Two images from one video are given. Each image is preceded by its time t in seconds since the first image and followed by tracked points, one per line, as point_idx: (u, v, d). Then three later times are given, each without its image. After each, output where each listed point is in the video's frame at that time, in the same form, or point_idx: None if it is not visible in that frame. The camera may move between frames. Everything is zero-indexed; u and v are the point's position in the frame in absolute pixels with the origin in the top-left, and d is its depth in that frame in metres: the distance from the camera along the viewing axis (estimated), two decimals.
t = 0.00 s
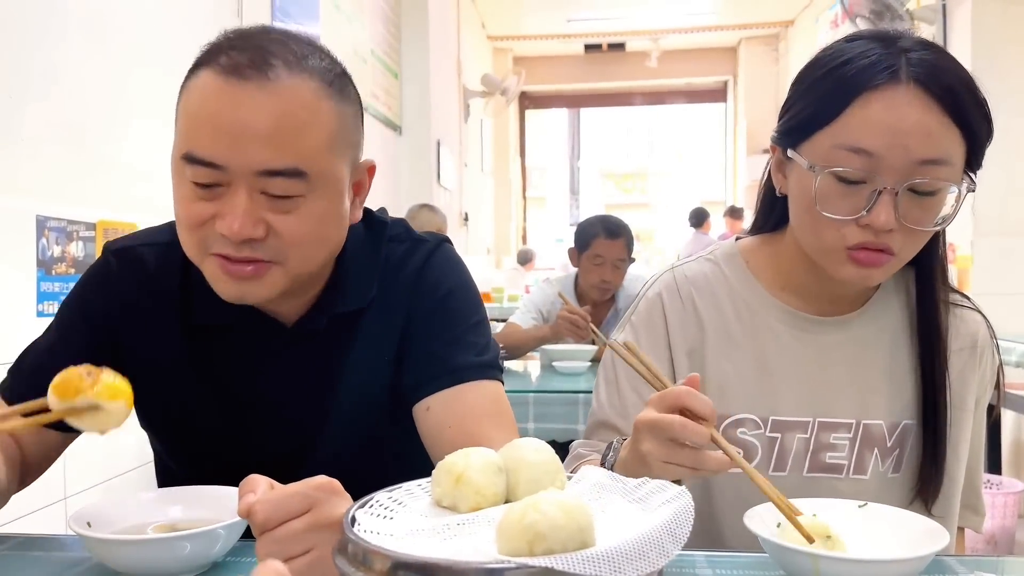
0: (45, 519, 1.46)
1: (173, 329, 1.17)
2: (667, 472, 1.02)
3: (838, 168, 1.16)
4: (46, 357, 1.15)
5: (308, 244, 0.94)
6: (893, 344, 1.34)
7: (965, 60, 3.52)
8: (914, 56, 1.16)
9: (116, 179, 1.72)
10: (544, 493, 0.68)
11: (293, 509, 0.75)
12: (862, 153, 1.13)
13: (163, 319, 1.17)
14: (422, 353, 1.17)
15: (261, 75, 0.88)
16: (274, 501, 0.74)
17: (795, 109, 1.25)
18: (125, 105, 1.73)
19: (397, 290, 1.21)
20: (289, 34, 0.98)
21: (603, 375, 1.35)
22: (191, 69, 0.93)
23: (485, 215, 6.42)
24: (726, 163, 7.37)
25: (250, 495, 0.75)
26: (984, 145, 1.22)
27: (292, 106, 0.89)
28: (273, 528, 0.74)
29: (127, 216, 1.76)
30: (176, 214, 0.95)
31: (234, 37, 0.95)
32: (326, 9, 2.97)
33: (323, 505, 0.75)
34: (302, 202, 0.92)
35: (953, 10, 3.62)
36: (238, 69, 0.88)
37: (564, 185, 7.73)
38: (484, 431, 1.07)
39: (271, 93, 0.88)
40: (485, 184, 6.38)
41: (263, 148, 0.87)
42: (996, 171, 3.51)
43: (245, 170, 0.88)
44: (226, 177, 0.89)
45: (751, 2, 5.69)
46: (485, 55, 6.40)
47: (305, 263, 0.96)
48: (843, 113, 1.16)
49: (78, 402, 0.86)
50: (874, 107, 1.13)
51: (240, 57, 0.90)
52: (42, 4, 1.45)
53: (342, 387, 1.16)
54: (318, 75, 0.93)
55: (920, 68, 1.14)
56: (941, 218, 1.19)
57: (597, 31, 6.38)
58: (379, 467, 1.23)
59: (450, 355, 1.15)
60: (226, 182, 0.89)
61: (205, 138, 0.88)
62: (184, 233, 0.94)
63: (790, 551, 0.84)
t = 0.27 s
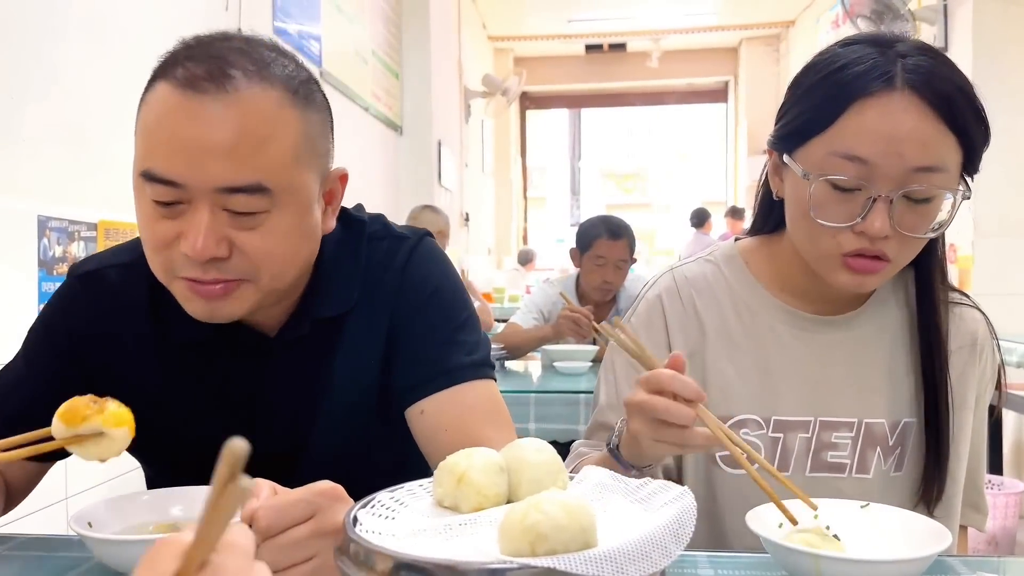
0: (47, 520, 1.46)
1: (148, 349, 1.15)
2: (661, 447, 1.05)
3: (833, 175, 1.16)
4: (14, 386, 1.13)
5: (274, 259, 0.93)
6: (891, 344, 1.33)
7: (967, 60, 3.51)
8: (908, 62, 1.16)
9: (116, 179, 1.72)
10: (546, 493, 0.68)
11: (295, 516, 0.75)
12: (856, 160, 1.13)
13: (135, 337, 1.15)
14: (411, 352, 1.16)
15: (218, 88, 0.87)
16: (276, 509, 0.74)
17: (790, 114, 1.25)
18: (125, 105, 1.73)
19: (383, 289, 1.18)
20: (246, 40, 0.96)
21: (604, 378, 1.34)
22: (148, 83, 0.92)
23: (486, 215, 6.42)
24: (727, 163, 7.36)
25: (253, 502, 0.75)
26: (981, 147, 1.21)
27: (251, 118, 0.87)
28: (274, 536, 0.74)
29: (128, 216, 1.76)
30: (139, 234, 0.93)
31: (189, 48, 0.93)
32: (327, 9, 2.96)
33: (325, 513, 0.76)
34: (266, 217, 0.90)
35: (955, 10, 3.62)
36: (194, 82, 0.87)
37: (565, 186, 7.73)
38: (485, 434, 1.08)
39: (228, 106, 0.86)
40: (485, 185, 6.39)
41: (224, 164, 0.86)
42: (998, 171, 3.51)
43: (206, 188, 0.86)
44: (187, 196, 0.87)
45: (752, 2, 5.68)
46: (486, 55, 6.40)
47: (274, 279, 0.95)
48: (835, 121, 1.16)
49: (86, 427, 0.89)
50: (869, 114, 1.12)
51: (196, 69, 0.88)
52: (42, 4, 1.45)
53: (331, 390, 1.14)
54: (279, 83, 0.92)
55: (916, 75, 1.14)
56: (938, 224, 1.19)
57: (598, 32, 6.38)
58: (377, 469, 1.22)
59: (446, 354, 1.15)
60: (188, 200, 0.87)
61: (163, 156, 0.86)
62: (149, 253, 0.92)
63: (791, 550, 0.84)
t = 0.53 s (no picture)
0: (47, 519, 1.46)
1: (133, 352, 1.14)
2: (676, 441, 1.05)
3: (832, 175, 1.16)
4: None
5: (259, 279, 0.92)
6: (890, 341, 1.33)
7: (968, 59, 3.51)
8: (907, 62, 1.16)
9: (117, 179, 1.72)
10: (547, 493, 0.68)
11: (292, 515, 0.74)
12: (855, 160, 1.13)
13: (123, 340, 1.14)
14: (406, 354, 1.15)
15: (215, 105, 0.86)
16: (273, 509, 0.74)
17: (790, 116, 1.24)
18: (126, 104, 1.73)
19: (376, 290, 1.17)
20: (246, 53, 0.96)
21: (608, 373, 1.34)
22: (140, 92, 0.91)
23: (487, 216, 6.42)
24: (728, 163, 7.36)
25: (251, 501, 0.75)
26: (977, 148, 1.21)
27: (245, 136, 0.87)
28: (273, 535, 0.74)
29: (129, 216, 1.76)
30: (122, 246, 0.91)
31: (187, 58, 0.93)
32: (328, 9, 2.96)
33: (321, 512, 0.75)
34: (254, 237, 0.89)
35: (957, 10, 3.61)
36: (190, 96, 0.86)
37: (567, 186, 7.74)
38: (485, 434, 1.08)
39: (223, 121, 0.86)
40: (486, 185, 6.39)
41: (214, 182, 0.85)
42: (999, 170, 3.51)
43: (194, 206, 0.85)
44: (173, 211, 0.86)
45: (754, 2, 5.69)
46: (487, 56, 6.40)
47: (258, 299, 0.94)
48: (834, 123, 1.16)
49: (115, 383, 0.88)
50: (868, 115, 1.12)
51: (193, 82, 0.88)
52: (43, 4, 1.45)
53: (326, 391, 1.14)
54: (276, 100, 0.91)
55: (913, 76, 1.14)
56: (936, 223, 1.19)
57: (599, 32, 6.38)
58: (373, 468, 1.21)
59: (441, 357, 1.13)
60: (174, 216, 0.86)
61: (151, 171, 0.85)
62: (133, 266, 0.91)
63: (793, 550, 0.84)
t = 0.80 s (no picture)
0: (49, 518, 1.46)
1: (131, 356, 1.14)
2: (698, 450, 1.05)
3: (833, 170, 1.15)
4: None
5: (255, 282, 0.91)
6: (893, 341, 1.33)
7: (970, 59, 3.50)
8: (906, 57, 1.16)
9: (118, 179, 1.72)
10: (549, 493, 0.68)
11: (290, 515, 0.74)
12: (856, 155, 1.13)
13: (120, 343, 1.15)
14: (408, 357, 1.15)
15: (222, 102, 0.86)
16: (272, 508, 0.74)
17: (791, 113, 1.24)
18: (127, 104, 1.73)
19: (378, 291, 1.17)
20: (256, 55, 0.96)
21: (617, 372, 1.34)
22: (147, 87, 0.91)
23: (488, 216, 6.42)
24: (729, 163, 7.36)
25: (249, 500, 0.74)
26: (978, 142, 1.21)
27: (250, 134, 0.86)
28: (270, 534, 0.73)
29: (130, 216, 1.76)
30: (121, 243, 0.91)
31: (195, 55, 0.93)
32: (329, 9, 2.96)
33: (319, 511, 0.75)
34: (253, 238, 0.89)
35: (959, 11, 3.61)
36: (195, 93, 0.86)
37: (568, 186, 7.73)
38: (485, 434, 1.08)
39: (228, 118, 0.86)
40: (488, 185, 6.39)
41: (217, 179, 0.84)
42: (1001, 170, 3.50)
43: (195, 204, 0.85)
44: (173, 209, 0.85)
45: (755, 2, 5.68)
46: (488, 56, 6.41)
47: (254, 303, 0.93)
48: (835, 117, 1.15)
49: (153, 330, 0.92)
50: (866, 110, 1.12)
51: (199, 79, 0.88)
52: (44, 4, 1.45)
53: (326, 397, 1.13)
54: (285, 102, 0.91)
55: (911, 70, 1.14)
56: (938, 215, 1.19)
57: (600, 32, 6.38)
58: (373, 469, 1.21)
59: (443, 360, 1.13)
60: (173, 213, 0.86)
61: (153, 166, 0.85)
62: (130, 263, 0.90)
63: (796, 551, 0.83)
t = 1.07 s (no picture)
0: (50, 519, 1.46)
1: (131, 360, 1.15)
2: (693, 451, 1.05)
3: (837, 166, 1.15)
4: None
5: (251, 288, 0.91)
6: (892, 341, 1.33)
7: (972, 59, 3.50)
8: (911, 56, 1.16)
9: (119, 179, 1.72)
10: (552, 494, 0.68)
11: (290, 516, 0.74)
12: (860, 151, 1.13)
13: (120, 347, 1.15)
14: (407, 357, 1.15)
15: (206, 109, 0.86)
16: (272, 508, 0.74)
17: (795, 112, 1.24)
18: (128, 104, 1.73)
19: (378, 292, 1.17)
20: (242, 58, 0.96)
21: (620, 367, 1.33)
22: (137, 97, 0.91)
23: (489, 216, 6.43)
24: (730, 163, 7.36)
25: (250, 501, 0.74)
26: (982, 142, 1.21)
27: (237, 139, 0.87)
28: (270, 535, 0.73)
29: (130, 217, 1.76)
30: (116, 254, 0.91)
31: (183, 63, 0.93)
32: (330, 10, 2.96)
33: (319, 512, 0.75)
34: (245, 244, 0.89)
35: (960, 11, 3.60)
36: (182, 102, 0.86)
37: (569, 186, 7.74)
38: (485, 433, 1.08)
39: (215, 125, 0.86)
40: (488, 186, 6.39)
41: (206, 187, 0.84)
42: (1002, 171, 3.50)
43: (185, 212, 0.85)
44: (165, 218, 0.85)
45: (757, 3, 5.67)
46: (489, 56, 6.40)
47: (251, 309, 0.93)
48: (841, 114, 1.15)
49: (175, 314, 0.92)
50: (869, 108, 1.12)
51: (186, 88, 0.88)
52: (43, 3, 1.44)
53: (326, 394, 1.13)
54: (272, 106, 0.91)
55: (916, 68, 1.14)
56: (941, 214, 1.19)
57: (601, 32, 6.37)
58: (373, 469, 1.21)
59: (445, 360, 1.13)
60: (165, 222, 0.86)
61: (142, 176, 0.85)
62: (126, 274, 0.90)
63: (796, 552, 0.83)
